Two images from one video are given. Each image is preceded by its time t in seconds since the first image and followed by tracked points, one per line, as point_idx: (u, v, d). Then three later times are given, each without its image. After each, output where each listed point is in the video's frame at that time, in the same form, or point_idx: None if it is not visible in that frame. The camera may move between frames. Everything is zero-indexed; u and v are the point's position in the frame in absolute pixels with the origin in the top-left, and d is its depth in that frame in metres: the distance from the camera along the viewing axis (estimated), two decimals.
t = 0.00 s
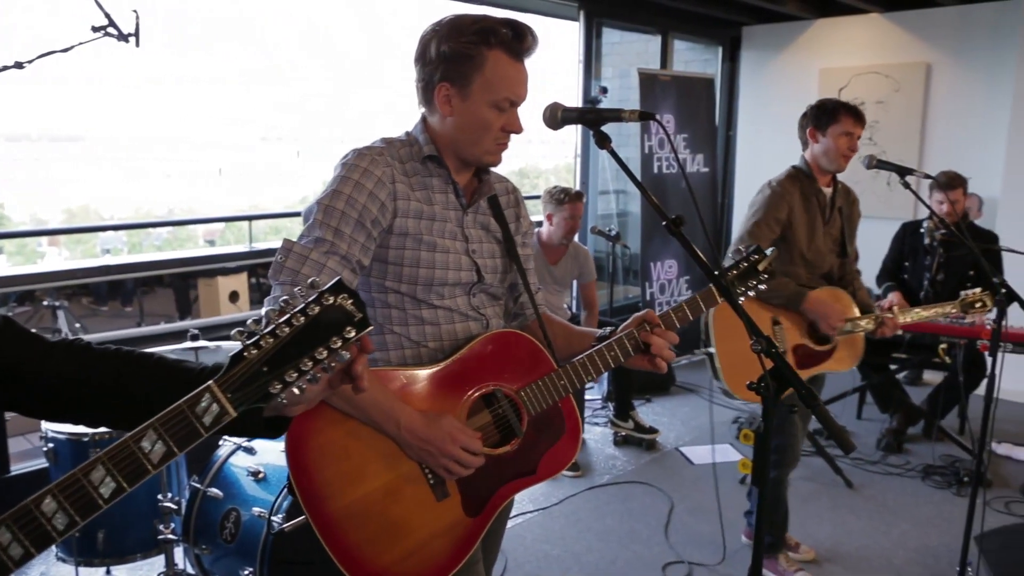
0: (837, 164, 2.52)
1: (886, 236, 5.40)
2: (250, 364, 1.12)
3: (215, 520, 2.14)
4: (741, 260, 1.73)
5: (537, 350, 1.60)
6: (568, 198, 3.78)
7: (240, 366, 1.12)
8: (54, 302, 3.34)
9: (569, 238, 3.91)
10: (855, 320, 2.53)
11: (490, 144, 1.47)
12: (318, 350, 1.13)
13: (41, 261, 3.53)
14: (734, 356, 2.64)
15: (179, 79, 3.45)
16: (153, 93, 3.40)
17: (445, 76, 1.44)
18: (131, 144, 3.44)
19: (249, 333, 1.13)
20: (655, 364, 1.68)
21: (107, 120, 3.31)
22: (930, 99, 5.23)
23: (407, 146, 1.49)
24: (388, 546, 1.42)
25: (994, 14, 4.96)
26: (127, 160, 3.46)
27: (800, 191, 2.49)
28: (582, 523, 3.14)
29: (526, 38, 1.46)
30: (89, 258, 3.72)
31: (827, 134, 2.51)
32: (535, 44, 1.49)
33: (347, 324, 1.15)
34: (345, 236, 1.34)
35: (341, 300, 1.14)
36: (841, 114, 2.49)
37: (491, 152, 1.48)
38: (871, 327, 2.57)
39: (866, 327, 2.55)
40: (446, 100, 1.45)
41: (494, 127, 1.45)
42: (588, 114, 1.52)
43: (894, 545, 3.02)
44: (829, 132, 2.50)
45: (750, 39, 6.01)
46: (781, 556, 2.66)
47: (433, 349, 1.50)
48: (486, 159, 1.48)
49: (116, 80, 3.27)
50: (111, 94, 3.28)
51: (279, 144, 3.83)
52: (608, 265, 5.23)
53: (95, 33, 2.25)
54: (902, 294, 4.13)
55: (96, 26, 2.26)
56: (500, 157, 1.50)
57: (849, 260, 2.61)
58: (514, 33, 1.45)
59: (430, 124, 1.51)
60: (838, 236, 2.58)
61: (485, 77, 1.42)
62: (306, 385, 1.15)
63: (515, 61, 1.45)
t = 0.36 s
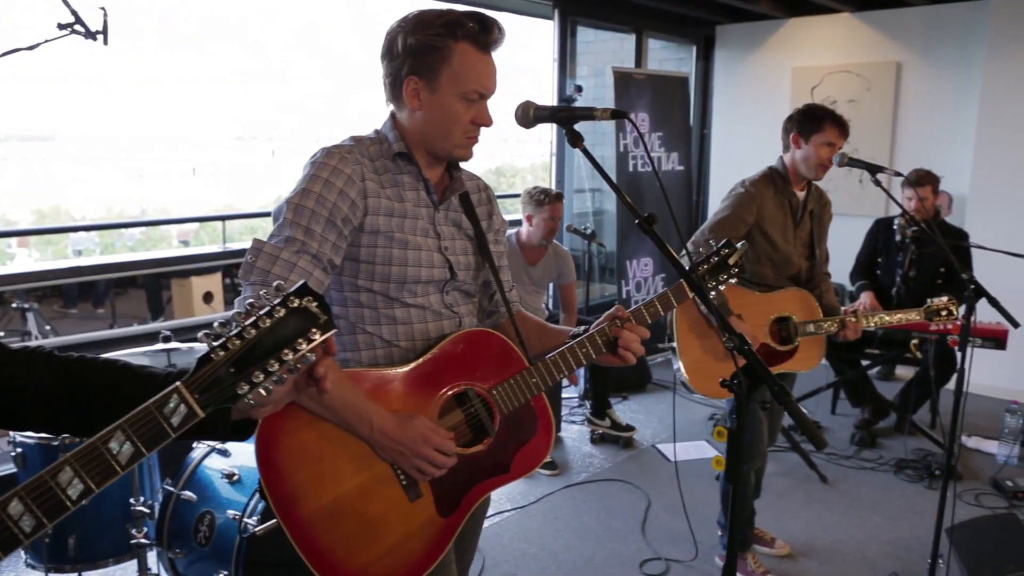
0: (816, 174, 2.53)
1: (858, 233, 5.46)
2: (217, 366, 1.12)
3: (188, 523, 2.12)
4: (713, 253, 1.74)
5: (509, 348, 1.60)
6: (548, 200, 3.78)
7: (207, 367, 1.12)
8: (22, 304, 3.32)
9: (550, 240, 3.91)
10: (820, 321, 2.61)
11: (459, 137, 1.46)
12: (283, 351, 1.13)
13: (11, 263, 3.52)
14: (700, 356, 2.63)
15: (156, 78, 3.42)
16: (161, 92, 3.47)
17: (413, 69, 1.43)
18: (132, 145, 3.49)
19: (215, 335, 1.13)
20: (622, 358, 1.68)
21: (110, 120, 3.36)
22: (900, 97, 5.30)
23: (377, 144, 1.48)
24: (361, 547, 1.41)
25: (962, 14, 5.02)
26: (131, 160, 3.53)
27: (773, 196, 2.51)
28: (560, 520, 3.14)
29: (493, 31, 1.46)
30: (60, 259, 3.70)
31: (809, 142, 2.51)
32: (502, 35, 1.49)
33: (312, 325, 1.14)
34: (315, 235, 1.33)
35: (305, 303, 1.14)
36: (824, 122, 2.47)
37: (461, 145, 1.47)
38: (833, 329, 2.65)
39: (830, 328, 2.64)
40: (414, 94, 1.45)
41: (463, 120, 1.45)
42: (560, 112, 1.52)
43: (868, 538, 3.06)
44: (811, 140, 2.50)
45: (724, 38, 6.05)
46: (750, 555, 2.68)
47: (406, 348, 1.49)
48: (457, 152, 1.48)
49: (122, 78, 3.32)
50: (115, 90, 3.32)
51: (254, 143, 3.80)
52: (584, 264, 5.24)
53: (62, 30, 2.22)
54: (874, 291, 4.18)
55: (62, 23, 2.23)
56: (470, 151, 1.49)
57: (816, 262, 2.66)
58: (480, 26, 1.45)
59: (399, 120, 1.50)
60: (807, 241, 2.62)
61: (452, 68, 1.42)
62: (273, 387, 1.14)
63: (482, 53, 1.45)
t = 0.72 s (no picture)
0: (785, 166, 2.55)
1: (838, 231, 5.50)
2: (200, 362, 1.12)
3: (168, 526, 2.10)
4: (699, 252, 1.74)
5: (487, 348, 1.59)
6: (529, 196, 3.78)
7: (185, 365, 1.12)
8: None
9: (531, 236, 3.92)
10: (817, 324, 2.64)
11: (440, 137, 1.45)
12: (263, 346, 1.13)
13: None
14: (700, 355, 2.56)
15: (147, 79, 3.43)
16: (164, 91, 3.50)
17: (394, 70, 1.42)
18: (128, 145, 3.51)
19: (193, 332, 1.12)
20: (600, 358, 1.68)
21: (108, 119, 3.38)
22: (878, 97, 5.34)
23: (356, 145, 1.48)
24: (337, 548, 1.41)
25: (939, 14, 5.07)
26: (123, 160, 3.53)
27: (751, 194, 2.50)
28: (543, 519, 3.15)
29: (476, 32, 1.45)
30: (37, 259, 3.65)
31: (774, 134, 2.55)
32: (484, 37, 1.48)
33: (291, 320, 1.15)
34: (290, 236, 1.33)
35: (283, 298, 1.15)
36: (787, 115, 2.52)
37: (442, 146, 1.46)
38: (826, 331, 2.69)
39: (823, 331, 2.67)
40: (395, 95, 1.44)
41: (444, 122, 1.44)
42: (540, 111, 1.52)
43: (848, 534, 3.08)
44: (776, 133, 2.53)
45: (705, 37, 6.08)
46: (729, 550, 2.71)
47: (384, 348, 1.49)
48: (438, 154, 1.47)
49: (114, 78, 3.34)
50: (111, 90, 3.35)
51: (235, 142, 3.77)
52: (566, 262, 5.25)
53: (36, 28, 2.20)
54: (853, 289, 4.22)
55: (36, 21, 2.20)
56: (451, 153, 1.48)
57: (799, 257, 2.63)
58: (462, 27, 1.44)
59: (380, 120, 1.50)
60: (786, 237, 2.61)
61: (433, 69, 1.41)
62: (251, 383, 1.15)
63: (464, 54, 1.44)
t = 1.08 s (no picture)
0: (762, 166, 2.57)
1: (812, 231, 5.55)
2: (174, 374, 1.11)
3: (142, 531, 2.08)
4: (675, 249, 1.75)
5: (468, 347, 1.59)
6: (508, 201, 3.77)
7: (160, 377, 1.11)
8: None
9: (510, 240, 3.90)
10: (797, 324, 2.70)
11: (416, 135, 1.45)
12: (238, 358, 1.13)
13: None
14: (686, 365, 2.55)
15: (142, 78, 3.45)
16: (161, 90, 3.53)
17: (369, 68, 1.42)
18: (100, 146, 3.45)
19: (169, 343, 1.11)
20: (581, 357, 1.69)
21: (107, 118, 3.41)
22: (852, 97, 5.40)
23: (332, 145, 1.47)
24: (321, 551, 1.40)
25: (911, 15, 5.14)
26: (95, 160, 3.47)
27: (735, 199, 2.50)
28: (521, 519, 3.15)
29: (450, 28, 1.46)
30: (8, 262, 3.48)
31: (749, 136, 2.56)
32: (458, 33, 1.48)
33: (268, 331, 1.14)
34: (269, 237, 1.32)
35: (260, 309, 1.14)
36: (757, 114, 2.54)
37: (418, 144, 1.46)
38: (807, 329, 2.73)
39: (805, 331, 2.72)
40: (370, 93, 1.43)
41: (419, 120, 1.44)
42: (514, 110, 1.52)
43: (824, 530, 3.11)
44: (750, 135, 2.55)
45: (681, 37, 6.10)
46: (710, 553, 2.70)
47: (364, 350, 1.48)
48: (414, 151, 1.47)
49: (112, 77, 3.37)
50: (110, 89, 3.37)
51: (210, 142, 3.77)
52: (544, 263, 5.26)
53: (4, 26, 2.17)
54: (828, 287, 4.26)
55: (4, 19, 2.18)
56: (427, 150, 1.48)
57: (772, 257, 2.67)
58: (436, 24, 1.44)
59: (356, 120, 1.49)
60: (763, 238, 2.63)
61: (407, 67, 1.41)
62: (228, 394, 1.14)
63: (439, 51, 1.44)
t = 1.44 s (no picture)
0: (746, 165, 2.58)
1: (786, 231, 5.60)
2: (145, 367, 1.10)
3: (115, 536, 2.05)
4: (650, 256, 1.76)
5: (444, 352, 1.59)
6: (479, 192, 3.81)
7: (130, 369, 1.09)
8: None
9: (482, 233, 3.93)
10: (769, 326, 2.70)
11: (393, 138, 1.44)
12: (211, 350, 1.12)
13: None
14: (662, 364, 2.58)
15: (144, 78, 3.50)
16: (163, 90, 3.58)
17: (346, 70, 1.41)
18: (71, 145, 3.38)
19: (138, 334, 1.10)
20: (553, 363, 1.67)
21: (108, 119, 3.44)
22: (824, 99, 5.46)
23: (310, 146, 1.46)
24: (294, 555, 1.39)
25: (882, 18, 5.20)
26: (67, 160, 3.40)
27: (716, 196, 2.51)
28: (499, 519, 3.15)
29: (428, 30, 1.45)
30: None
31: (731, 135, 2.56)
32: (437, 36, 1.48)
33: (240, 323, 1.13)
34: (246, 240, 1.31)
35: (232, 299, 1.13)
36: (737, 113, 2.56)
37: (395, 146, 1.45)
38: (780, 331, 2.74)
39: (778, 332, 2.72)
40: (347, 94, 1.42)
41: (396, 122, 1.43)
42: (490, 112, 1.52)
43: (799, 527, 3.14)
44: (733, 133, 2.55)
45: (656, 38, 6.13)
46: (686, 552, 2.71)
47: (341, 353, 1.47)
48: (391, 153, 1.45)
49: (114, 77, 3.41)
50: (111, 89, 3.41)
51: (183, 142, 3.72)
52: (520, 263, 5.26)
53: None
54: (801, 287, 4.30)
55: None
56: (405, 152, 1.47)
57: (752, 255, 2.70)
58: (415, 26, 1.44)
59: (333, 121, 1.48)
60: (739, 236, 2.64)
61: (385, 68, 1.40)
62: (200, 385, 1.13)
63: (417, 53, 1.44)
